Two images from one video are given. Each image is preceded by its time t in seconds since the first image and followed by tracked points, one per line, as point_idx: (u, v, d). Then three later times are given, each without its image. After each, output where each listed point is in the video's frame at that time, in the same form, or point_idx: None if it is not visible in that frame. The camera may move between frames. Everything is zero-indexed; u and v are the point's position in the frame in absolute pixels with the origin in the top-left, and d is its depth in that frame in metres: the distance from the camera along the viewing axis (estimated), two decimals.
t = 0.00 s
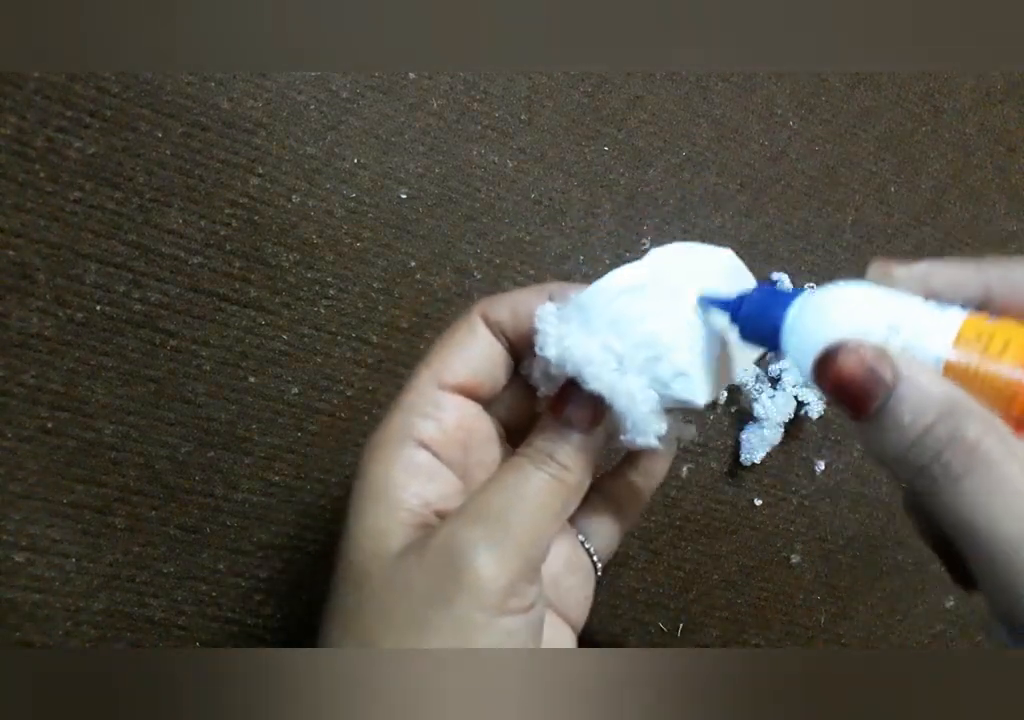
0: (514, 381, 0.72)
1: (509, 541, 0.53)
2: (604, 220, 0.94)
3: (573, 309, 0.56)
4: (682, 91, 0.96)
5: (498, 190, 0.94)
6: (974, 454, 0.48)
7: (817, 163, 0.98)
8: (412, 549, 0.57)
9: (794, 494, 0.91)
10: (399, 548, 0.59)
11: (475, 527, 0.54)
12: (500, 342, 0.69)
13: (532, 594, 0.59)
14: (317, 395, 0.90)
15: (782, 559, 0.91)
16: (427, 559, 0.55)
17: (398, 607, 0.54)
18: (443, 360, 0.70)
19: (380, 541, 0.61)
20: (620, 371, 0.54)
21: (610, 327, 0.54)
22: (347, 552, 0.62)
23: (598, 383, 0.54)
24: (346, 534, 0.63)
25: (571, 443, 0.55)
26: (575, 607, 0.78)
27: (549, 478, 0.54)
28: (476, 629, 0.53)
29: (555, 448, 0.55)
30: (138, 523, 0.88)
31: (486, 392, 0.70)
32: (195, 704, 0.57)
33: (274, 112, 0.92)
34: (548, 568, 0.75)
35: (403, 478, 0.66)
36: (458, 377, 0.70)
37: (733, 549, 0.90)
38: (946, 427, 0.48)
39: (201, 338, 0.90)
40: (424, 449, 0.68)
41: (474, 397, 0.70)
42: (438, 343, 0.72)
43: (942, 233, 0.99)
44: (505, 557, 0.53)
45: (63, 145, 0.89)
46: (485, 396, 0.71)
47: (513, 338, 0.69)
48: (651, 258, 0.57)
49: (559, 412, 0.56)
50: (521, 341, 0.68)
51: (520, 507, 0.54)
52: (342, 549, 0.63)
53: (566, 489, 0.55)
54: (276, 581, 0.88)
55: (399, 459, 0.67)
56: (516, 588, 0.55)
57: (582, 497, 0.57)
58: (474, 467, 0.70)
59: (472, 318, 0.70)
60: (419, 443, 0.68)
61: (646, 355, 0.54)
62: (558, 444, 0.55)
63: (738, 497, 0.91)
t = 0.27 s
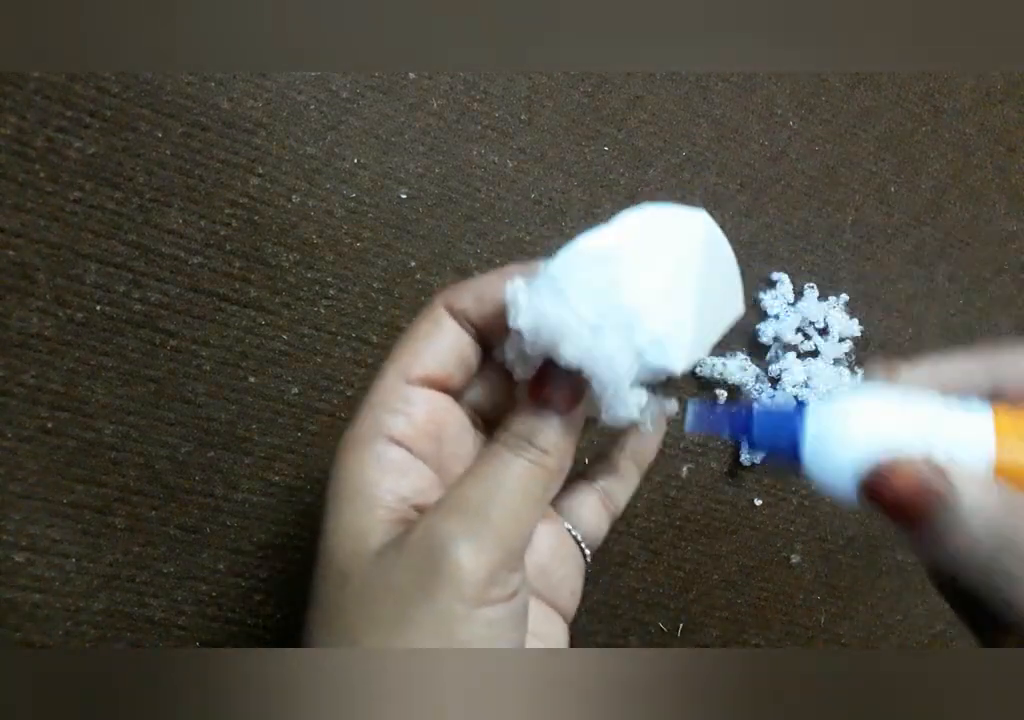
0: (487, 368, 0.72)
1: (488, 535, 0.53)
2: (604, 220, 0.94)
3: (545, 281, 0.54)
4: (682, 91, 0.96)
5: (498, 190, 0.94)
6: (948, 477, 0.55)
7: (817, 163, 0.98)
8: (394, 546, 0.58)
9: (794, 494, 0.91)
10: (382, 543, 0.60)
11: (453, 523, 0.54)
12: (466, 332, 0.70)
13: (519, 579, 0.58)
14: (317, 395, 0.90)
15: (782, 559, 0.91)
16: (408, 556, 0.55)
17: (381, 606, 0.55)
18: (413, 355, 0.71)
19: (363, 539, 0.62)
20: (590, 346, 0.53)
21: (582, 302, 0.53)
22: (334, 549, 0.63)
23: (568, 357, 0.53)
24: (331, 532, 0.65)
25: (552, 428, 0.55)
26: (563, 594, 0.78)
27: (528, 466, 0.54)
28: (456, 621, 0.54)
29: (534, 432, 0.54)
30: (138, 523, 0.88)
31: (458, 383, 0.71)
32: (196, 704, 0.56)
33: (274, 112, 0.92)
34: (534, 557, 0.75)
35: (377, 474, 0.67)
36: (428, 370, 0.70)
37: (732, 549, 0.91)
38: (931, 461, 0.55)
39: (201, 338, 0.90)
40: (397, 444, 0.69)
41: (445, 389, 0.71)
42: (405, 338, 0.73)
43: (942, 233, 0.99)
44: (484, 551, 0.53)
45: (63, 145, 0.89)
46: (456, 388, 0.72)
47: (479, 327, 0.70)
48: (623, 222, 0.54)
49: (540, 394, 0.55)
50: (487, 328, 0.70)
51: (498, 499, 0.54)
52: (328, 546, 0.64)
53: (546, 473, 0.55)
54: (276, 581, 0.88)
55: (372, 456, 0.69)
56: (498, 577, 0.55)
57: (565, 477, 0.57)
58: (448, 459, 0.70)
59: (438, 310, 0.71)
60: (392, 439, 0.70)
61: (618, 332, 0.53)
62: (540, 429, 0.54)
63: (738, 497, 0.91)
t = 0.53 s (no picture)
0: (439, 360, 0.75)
1: (477, 521, 0.56)
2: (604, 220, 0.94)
3: (527, 260, 0.65)
4: (682, 91, 0.96)
5: (499, 190, 0.94)
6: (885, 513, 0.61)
7: (817, 163, 0.98)
8: (378, 537, 0.59)
9: (794, 495, 0.91)
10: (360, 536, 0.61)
11: (443, 511, 0.55)
12: (418, 328, 0.73)
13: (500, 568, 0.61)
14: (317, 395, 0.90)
15: (782, 559, 0.91)
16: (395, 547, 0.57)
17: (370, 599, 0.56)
18: (359, 355, 0.73)
19: (333, 532, 0.62)
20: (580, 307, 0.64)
21: (565, 272, 0.64)
22: (302, 548, 0.63)
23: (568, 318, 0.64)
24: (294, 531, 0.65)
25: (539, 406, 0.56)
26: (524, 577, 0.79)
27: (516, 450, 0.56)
28: (446, 608, 0.56)
29: (523, 411, 0.56)
30: (137, 523, 0.88)
31: (407, 380, 0.73)
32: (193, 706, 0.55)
33: (274, 112, 0.92)
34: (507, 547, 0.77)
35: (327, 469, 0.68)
36: (375, 371, 0.72)
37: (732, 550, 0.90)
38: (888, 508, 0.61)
39: (201, 338, 0.90)
40: (344, 443, 0.70)
41: (394, 387, 0.73)
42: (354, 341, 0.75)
43: (943, 233, 0.99)
44: (474, 536, 0.56)
45: (63, 145, 0.89)
46: (405, 385, 0.73)
47: (433, 321, 0.72)
48: (564, 198, 0.68)
49: (533, 367, 0.57)
50: (444, 324, 0.72)
51: (487, 485, 0.56)
52: (296, 545, 0.64)
53: (532, 457, 0.57)
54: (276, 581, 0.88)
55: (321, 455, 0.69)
56: (485, 563, 0.57)
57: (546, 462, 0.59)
58: (397, 455, 0.71)
59: (393, 312, 0.73)
60: (339, 438, 0.70)
61: (602, 288, 0.64)
62: (527, 407, 0.56)
63: (738, 497, 0.91)
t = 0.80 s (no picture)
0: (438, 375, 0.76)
1: (481, 522, 0.56)
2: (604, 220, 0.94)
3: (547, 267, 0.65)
4: (682, 91, 0.96)
5: (499, 190, 0.94)
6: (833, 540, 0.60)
7: (817, 163, 0.98)
8: (379, 535, 0.59)
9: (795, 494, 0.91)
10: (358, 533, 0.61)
11: (448, 510, 0.56)
12: (421, 344, 0.73)
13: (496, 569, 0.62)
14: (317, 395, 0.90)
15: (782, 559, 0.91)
16: (397, 545, 0.57)
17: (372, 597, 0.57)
18: (357, 365, 0.73)
19: (329, 530, 0.62)
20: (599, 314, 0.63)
21: (583, 279, 0.64)
22: (296, 545, 0.63)
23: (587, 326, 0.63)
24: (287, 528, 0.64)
25: (545, 411, 0.57)
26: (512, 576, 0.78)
27: (521, 452, 0.57)
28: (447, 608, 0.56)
29: (529, 413, 0.57)
30: (137, 523, 0.88)
31: (402, 393, 0.74)
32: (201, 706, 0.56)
33: (274, 112, 0.92)
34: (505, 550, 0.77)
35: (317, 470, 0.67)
36: (371, 381, 0.72)
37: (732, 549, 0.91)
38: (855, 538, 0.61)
39: (201, 339, 0.90)
40: (333, 446, 0.69)
41: (388, 397, 0.73)
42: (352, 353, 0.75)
43: (943, 233, 0.99)
44: (477, 537, 0.56)
45: (64, 146, 0.89)
46: (399, 397, 0.74)
47: (437, 339, 0.73)
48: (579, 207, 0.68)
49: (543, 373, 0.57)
50: (447, 342, 0.73)
51: (491, 486, 0.56)
52: (289, 542, 0.64)
53: (535, 460, 0.58)
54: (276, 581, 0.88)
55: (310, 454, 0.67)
56: (485, 563, 0.57)
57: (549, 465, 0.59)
58: (385, 463, 0.71)
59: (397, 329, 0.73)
60: (328, 443, 0.69)
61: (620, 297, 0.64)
62: (533, 411, 0.57)
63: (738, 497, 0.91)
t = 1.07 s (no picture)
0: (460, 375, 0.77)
1: (497, 531, 0.57)
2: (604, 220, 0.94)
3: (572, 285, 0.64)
4: (682, 91, 0.96)
5: (499, 190, 0.94)
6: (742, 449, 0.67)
7: (818, 163, 0.98)
8: (396, 542, 0.60)
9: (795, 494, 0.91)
10: (374, 539, 0.61)
11: (465, 518, 0.57)
12: (445, 345, 0.74)
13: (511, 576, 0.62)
14: (317, 395, 0.90)
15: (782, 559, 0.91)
16: (414, 552, 0.57)
17: (385, 604, 0.57)
18: (376, 370, 0.74)
19: (344, 535, 0.63)
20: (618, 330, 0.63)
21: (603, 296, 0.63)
22: (310, 548, 0.64)
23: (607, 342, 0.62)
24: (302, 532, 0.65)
25: (565, 421, 0.58)
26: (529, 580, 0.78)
27: (537, 461, 0.57)
28: (459, 615, 0.57)
29: (549, 423, 0.58)
30: (137, 524, 0.88)
31: (423, 396, 0.75)
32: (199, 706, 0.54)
33: (274, 112, 0.92)
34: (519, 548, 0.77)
35: (335, 476, 0.68)
36: (390, 385, 0.73)
37: (732, 549, 0.91)
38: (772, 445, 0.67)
39: (201, 339, 0.90)
40: (352, 451, 0.70)
41: (407, 401, 0.74)
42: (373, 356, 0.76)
43: (943, 233, 0.99)
44: (492, 546, 0.57)
45: (64, 146, 0.89)
46: (419, 400, 0.75)
47: (462, 341, 0.74)
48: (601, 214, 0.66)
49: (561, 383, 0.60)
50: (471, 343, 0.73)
51: (507, 495, 0.57)
52: (303, 545, 0.64)
53: (552, 470, 0.58)
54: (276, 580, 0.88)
55: (327, 461, 0.69)
56: (501, 574, 0.58)
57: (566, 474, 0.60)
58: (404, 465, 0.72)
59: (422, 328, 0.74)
60: (348, 445, 0.70)
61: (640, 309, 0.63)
62: (551, 421, 0.58)
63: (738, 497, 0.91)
